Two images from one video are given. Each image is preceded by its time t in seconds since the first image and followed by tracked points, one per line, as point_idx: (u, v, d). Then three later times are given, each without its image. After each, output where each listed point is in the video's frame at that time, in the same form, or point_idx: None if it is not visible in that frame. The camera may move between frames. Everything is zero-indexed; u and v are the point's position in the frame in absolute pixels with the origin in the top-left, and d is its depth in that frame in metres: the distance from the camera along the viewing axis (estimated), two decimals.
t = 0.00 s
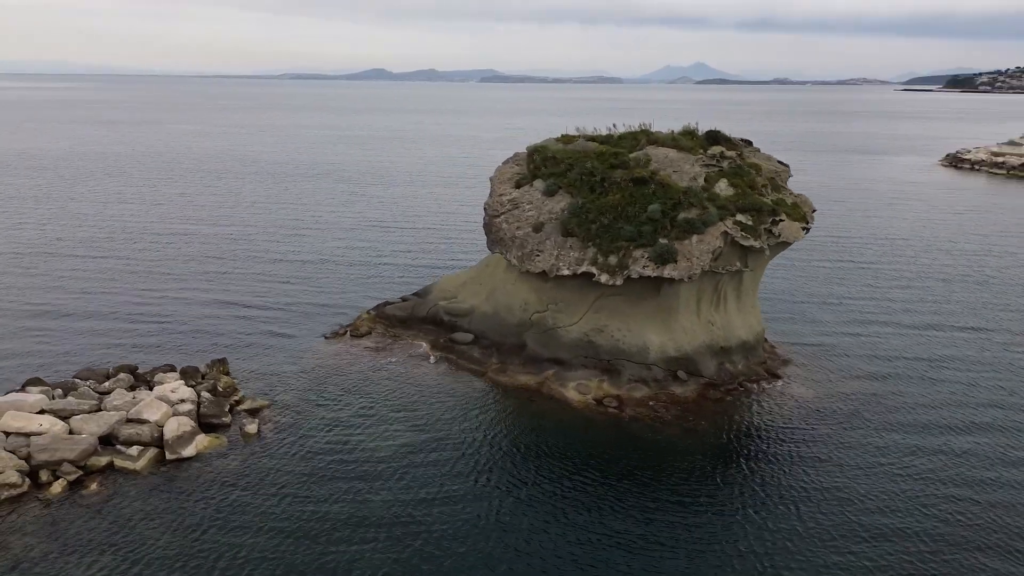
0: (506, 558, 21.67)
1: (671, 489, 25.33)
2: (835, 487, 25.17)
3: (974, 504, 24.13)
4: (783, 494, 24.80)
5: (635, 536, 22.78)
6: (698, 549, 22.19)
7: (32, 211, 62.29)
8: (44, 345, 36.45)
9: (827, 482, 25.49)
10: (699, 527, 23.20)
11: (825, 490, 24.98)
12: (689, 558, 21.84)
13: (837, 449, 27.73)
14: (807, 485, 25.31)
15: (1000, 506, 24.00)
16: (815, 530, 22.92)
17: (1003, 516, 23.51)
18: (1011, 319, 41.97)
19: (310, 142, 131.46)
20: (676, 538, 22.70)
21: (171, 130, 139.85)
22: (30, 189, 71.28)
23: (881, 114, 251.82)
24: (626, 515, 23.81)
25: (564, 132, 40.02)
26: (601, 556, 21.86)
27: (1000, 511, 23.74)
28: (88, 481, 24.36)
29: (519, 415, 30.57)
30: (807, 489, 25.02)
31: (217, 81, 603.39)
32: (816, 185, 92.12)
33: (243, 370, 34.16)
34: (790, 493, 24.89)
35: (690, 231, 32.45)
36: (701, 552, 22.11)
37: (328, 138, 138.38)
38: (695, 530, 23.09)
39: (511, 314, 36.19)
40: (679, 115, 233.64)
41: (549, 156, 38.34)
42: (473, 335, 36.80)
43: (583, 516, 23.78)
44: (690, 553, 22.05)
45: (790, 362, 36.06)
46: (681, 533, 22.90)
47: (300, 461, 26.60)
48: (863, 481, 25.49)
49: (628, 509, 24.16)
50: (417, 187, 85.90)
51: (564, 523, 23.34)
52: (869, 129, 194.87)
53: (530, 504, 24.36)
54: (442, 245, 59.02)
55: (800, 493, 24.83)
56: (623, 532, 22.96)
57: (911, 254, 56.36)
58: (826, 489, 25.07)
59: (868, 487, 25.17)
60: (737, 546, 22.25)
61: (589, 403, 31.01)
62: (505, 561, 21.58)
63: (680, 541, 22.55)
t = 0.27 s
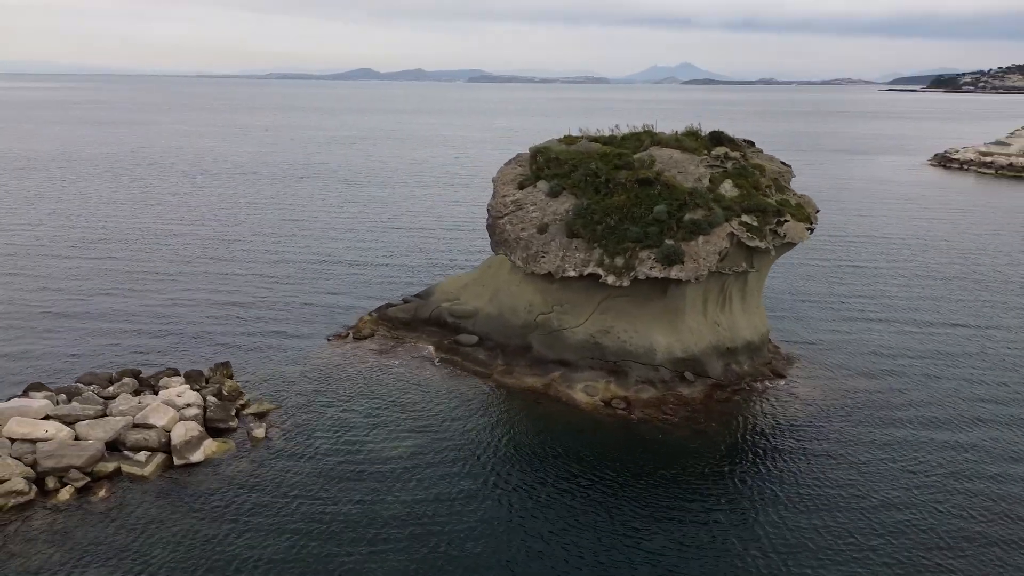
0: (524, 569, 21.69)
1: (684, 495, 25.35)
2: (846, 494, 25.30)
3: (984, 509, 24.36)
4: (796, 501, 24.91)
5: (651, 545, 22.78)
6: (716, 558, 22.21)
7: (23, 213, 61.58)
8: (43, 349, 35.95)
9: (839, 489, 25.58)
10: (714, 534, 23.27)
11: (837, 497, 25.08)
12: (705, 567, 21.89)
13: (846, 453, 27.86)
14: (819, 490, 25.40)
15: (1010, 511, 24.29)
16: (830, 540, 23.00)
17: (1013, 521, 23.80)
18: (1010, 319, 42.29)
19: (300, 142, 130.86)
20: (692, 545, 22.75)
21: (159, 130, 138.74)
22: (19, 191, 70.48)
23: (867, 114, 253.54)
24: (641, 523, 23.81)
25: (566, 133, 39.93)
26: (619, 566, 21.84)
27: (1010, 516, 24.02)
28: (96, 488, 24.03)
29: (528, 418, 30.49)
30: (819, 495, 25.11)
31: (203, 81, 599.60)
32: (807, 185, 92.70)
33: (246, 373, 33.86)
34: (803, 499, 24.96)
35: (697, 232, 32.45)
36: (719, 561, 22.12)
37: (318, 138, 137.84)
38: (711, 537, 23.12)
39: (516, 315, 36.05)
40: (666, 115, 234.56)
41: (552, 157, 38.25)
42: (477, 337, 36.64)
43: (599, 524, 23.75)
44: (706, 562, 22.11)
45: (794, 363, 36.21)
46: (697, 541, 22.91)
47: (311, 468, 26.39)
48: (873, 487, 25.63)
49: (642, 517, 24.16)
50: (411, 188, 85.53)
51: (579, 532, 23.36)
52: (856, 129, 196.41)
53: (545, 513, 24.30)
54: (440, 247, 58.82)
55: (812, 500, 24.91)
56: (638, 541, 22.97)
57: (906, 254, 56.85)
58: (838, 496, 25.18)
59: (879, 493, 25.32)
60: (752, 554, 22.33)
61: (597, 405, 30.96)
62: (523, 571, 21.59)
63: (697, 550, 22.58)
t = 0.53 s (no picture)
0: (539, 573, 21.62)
1: (696, 498, 25.33)
2: (858, 495, 25.36)
3: (994, 510, 24.50)
4: (808, 503, 24.96)
5: (666, 549, 22.76)
6: (731, 561, 22.22)
7: (15, 215, 60.90)
8: (42, 353, 35.51)
9: (849, 491, 25.66)
10: (727, 537, 23.28)
11: (848, 498, 25.17)
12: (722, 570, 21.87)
13: (855, 454, 27.96)
14: (830, 492, 25.48)
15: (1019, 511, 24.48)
16: (844, 542, 23.05)
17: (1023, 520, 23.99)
18: (1008, 317, 42.57)
19: (291, 142, 130.27)
20: (707, 549, 22.74)
21: (148, 130, 137.73)
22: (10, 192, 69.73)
23: (855, 114, 255.19)
24: (655, 527, 23.78)
25: (568, 134, 39.88)
26: (635, 571, 21.79)
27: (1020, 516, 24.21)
28: (104, 494, 23.72)
29: (536, 420, 30.42)
30: (830, 497, 25.20)
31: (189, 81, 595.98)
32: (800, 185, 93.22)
33: (250, 376, 33.57)
34: (815, 501, 25.02)
35: (702, 233, 32.47)
36: (734, 564, 22.12)
37: (309, 139, 137.28)
38: (725, 541, 23.11)
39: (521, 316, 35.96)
40: (655, 115, 235.31)
41: (555, 158, 38.17)
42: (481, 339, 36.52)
43: (613, 528, 23.70)
44: (722, 565, 22.10)
45: (797, 363, 36.34)
46: (712, 545, 22.90)
47: (320, 472, 26.17)
48: (883, 488, 25.74)
49: (655, 520, 24.14)
50: (405, 189, 85.22)
51: (594, 536, 23.30)
52: (844, 128, 197.77)
53: (558, 517, 24.22)
54: (438, 247, 58.63)
55: (824, 502, 24.97)
56: (653, 546, 22.94)
57: (901, 253, 57.26)
58: (850, 498, 25.25)
59: (890, 495, 25.42)
60: (768, 557, 22.35)
61: (605, 407, 30.92)
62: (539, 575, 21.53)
63: (713, 554, 22.57)
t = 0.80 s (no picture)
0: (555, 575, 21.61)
1: (708, 500, 25.34)
2: (868, 495, 25.46)
3: (1004, 510, 24.67)
4: (820, 503, 25.03)
5: (681, 551, 22.74)
6: (747, 563, 22.22)
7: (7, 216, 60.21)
8: (40, 358, 35.06)
9: (860, 491, 25.75)
10: (742, 539, 23.29)
11: (858, 499, 25.30)
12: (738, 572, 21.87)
13: (863, 454, 28.07)
14: (840, 493, 25.60)
15: None
16: (858, 543, 23.12)
17: None
18: (1006, 319, 42.94)
19: (281, 143, 129.66)
20: (722, 551, 22.74)
21: (136, 130, 136.59)
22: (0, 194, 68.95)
23: (842, 114, 256.88)
24: (669, 529, 23.76)
25: (571, 135, 39.83)
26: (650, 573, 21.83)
27: None
28: (112, 500, 23.44)
29: (543, 422, 30.38)
30: (841, 498, 25.31)
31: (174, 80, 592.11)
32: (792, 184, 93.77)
33: (254, 379, 33.29)
34: (827, 502, 25.08)
35: (708, 234, 32.50)
36: (751, 566, 22.13)
37: (300, 139, 136.70)
38: (740, 543, 23.12)
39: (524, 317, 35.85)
40: (644, 115, 236.04)
41: (557, 159, 38.10)
42: (485, 340, 36.40)
43: (627, 532, 23.65)
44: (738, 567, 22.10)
45: (800, 364, 36.47)
46: (726, 547, 22.90)
47: (331, 477, 25.98)
48: (892, 488, 25.91)
49: (669, 523, 24.12)
50: (399, 191, 84.90)
51: (608, 539, 23.25)
52: (832, 128, 199.12)
53: (571, 520, 24.14)
54: (436, 249, 58.41)
55: (835, 502, 25.06)
56: (668, 549, 22.90)
57: (896, 253, 57.69)
58: (861, 498, 25.34)
59: (900, 495, 25.53)
60: (783, 559, 22.37)
61: (612, 409, 30.91)
62: None
63: (728, 556, 22.57)
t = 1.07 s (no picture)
0: None
1: (720, 501, 25.30)
2: (880, 496, 25.51)
3: (1014, 509, 24.78)
4: (831, 503, 25.10)
5: (697, 553, 22.68)
6: (764, 565, 22.18)
7: None
8: (39, 365, 34.61)
9: (871, 490, 25.84)
10: (756, 540, 23.26)
11: (870, 498, 25.38)
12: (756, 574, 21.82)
13: (872, 454, 28.17)
14: (851, 492, 25.68)
15: None
16: (872, 544, 23.15)
17: None
18: (1004, 322, 43.27)
19: (272, 145, 129.04)
20: (738, 552, 22.70)
21: (125, 131, 135.48)
22: None
23: (830, 115, 258.45)
24: (684, 531, 23.70)
25: (573, 136, 39.77)
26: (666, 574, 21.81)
27: None
28: (121, 507, 23.15)
29: (551, 423, 30.31)
30: (851, 497, 25.39)
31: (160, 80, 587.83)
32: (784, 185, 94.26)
33: (258, 383, 32.98)
34: (839, 503, 25.11)
35: (714, 235, 32.52)
36: (766, 566, 22.15)
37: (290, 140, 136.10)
38: (755, 544, 23.09)
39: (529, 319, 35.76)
40: (633, 114, 236.56)
41: (560, 160, 38.04)
42: (489, 342, 36.28)
43: (642, 534, 23.57)
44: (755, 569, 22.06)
45: (804, 364, 36.57)
46: (742, 548, 22.86)
47: (341, 481, 25.75)
48: (902, 487, 26.02)
49: (683, 525, 24.06)
50: (393, 195, 84.57)
51: (624, 543, 23.16)
52: (820, 128, 200.32)
53: (586, 523, 24.03)
54: (434, 253, 58.23)
55: (847, 502, 25.14)
56: (684, 551, 22.83)
57: (892, 255, 58.09)
58: (872, 497, 25.43)
59: (911, 494, 25.60)
60: (800, 560, 22.36)
61: (620, 410, 30.87)
62: None
63: (744, 557, 22.53)
